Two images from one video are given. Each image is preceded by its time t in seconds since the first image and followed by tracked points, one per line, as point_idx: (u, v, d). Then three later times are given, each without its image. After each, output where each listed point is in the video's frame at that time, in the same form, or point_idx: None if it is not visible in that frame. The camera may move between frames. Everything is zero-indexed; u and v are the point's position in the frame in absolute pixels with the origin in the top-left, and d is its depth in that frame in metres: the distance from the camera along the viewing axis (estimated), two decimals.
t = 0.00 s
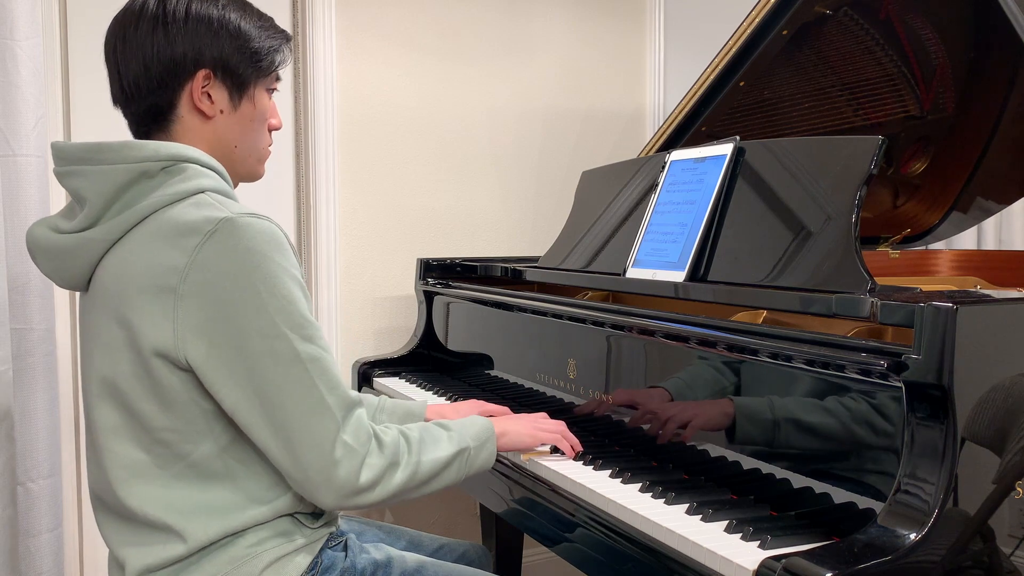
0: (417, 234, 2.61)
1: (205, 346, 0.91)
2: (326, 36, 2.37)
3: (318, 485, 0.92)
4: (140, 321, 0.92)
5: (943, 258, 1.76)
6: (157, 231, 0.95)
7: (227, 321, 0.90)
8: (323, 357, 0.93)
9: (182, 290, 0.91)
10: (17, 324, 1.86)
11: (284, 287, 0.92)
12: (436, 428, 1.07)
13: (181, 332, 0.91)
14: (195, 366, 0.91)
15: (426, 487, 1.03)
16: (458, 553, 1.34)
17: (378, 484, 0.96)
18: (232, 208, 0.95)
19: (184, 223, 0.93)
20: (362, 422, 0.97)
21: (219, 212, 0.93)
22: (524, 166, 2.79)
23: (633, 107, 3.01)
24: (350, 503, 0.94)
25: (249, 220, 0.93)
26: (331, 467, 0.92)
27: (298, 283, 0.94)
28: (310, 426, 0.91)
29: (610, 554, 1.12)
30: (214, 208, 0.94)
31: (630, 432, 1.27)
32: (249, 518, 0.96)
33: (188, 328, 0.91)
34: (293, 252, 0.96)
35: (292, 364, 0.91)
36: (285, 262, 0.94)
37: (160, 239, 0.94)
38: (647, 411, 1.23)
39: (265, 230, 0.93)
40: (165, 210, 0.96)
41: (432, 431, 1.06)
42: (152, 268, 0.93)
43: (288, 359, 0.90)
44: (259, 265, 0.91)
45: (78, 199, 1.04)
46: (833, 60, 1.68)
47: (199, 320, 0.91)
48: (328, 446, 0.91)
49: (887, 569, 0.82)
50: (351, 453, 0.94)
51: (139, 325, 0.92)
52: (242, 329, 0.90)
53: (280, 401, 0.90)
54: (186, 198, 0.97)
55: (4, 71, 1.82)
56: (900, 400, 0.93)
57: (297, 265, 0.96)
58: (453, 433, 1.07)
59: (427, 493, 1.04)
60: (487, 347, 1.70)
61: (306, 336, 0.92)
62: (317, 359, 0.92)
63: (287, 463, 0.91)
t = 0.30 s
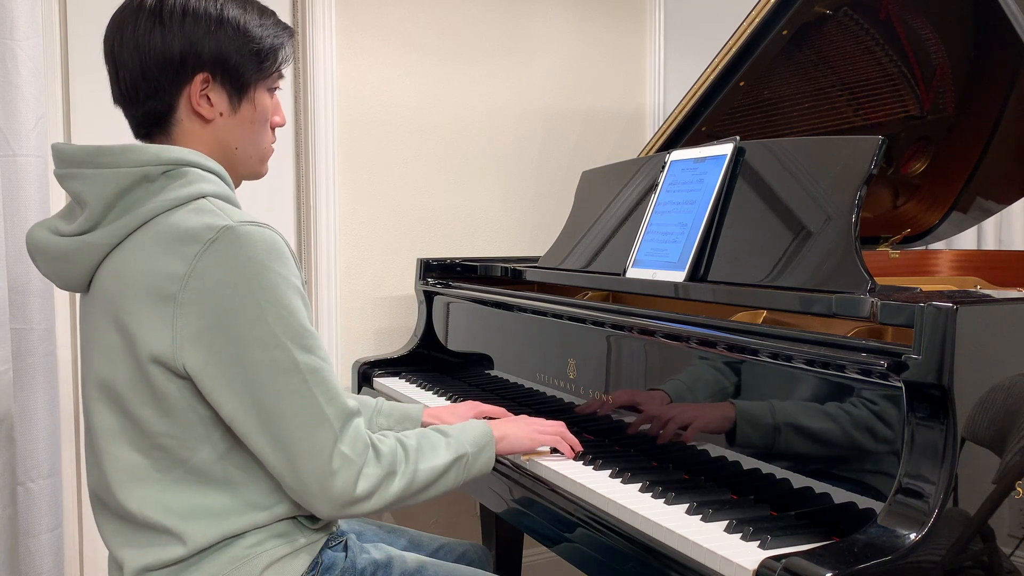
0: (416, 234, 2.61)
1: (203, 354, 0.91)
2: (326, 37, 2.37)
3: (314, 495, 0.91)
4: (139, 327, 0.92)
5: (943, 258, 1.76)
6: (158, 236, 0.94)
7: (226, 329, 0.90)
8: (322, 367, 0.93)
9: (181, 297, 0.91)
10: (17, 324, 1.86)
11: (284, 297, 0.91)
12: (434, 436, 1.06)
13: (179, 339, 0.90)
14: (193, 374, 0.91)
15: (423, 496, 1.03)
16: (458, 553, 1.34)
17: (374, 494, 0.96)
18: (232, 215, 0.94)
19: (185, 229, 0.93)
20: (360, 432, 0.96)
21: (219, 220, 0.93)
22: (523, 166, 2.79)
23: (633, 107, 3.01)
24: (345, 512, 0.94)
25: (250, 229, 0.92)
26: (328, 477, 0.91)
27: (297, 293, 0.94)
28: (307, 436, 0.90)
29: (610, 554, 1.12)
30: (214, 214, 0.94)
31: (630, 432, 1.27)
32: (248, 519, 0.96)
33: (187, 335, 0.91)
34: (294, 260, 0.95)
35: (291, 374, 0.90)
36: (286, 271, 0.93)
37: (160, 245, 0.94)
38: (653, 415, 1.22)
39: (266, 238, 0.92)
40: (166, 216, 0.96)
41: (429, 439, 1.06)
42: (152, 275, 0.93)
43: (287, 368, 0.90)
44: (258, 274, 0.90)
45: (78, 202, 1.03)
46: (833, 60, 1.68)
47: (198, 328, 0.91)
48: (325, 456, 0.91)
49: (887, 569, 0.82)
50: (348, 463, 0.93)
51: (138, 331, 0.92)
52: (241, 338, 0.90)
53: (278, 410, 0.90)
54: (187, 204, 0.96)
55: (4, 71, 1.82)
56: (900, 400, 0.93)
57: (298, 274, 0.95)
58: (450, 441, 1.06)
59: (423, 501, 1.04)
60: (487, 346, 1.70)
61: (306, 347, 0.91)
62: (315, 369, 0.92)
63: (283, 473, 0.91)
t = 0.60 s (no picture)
0: (416, 235, 2.61)
1: (201, 363, 0.90)
2: (326, 37, 2.37)
3: (303, 511, 0.89)
4: (138, 333, 0.91)
5: (943, 258, 1.76)
6: (161, 242, 0.93)
7: (225, 341, 0.89)
8: (321, 384, 0.91)
9: (181, 306, 0.90)
10: (17, 324, 1.86)
11: (286, 312, 0.89)
12: (427, 452, 1.04)
13: (177, 347, 0.89)
14: (190, 383, 0.90)
15: (414, 513, 1.00)
16: (458, 553, 1.34)
17: (364, 513, 0.93)
18: (238, 225, 0.93)
19: (189, 237, 0.92)
20: (353, 450, 0.93)
21: (224, 229, 0.92)
22: (523, 167, 2.79)
23: (633, 107, 3.01)
24: (334, 529, 0.92)
25: (255, 240, 0.91)
26: (319, 493, 0.89)
27: (300, 308, 0.92)
28: (301, 452, 0.89)
29: (610, 554, 1.12)
30: (220, 223, 0.93)
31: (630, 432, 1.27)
32: (248, 519, 0.96)
33: (185, 344, 0.90)
34: (299, 274, 0.94)
35: (289, 389, 0.89)
36: (289, 284, 0.91)
37: (163, 251, 0.93)
38: (663, 418, 1.20)
39: (271, 251, 0.91)
40: (170, 221, 0.95)
41: (422, 456, 1.03)
42: (153, 281, 0.92)
43: (285, 383, 0.89)
44: (260, 288, 0.89)
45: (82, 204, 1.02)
46: (833, 60, 1.68)
47: (196, 338, 0.90)
48: (318, 472, 0.89)
49: (887, 569, 0.82)
50: (339, 480, 0.91)
51: (137, 337, 0.91)
52: (240, 349, 0.89)
53: (273, 425, 0.89)
54: (192, 211, 0.95)
55: (4, 71, 1.82)
56: (900, 400, 0.93)
57: (302, 288, 0.94)
58: (443, 457, 1.04)
59: (414, 518, 1.01)
60: (487, 346, 1.70)
61: (305, 363, 0.90)
62: (314, 385, 0.90)
63: (275, 487, 0.90)
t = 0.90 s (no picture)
0: (416, 235, 2.61)
1: (202, 368, 0.89)
2: (326, 37, 2.37)
3: (298, 520, 0.89)
4: (141, 337, 0.91)
5: (943, 258, 1.76)
6: (166, 246, 0.93)
7: (226, 347, 0.88)
8: (321, 394, 0.90)
9: (185, 310, 0.89)
10: (17, 325, 1.86)
11: (290, 320, 0.89)
12: (424, 457, 1.03)
13: (179, 352, 0.89)
14: (190, 388, 0.89)
15: (410, 520, 1.00)
16: (458, 553, 1.34)
17: (360, 522, 0.92)
18: (246, 230, 0.92)
19: (193, 241, 0.91)
20: (351, 459, 0.92)
21: (231, 235, 0.91)
22: (523, 167, 2.79)
23: (633, 107, 3.01)
24: (328, 539, 0.91)
25: (262, 247, 0.90)
26: (315, 503, 0.88)
27: (304, 317, 0.91)
28: (299, 461, 0.88)
29: (610, 554, 1.12)
30: (227, 228, 0.92)
31: (631, 432, 1.27)
32: (249, 519, 0.96)
33: (187, 349, 0.89)
34: (303, 281, 0.93)
35: (289, 398, 0.88)
36: (294, 291, 0.90)
37: (169, 255, 0.92)
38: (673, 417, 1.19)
39: (277, 257, 0.90)
40: (178, 225, 0.94)
41: (419, 461, 1.02)
42: (157, 285, 0.92)
43: (285, 391, 0.88)
44: (264, 295, 0.88)
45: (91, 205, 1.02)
46: (833, 60, 1.68)
47: (198, 343, 0.89)
48: (315, 482, 0.88)
49: (887, 569, 0.82)
50: (335, 490, 0.90)
51: (140, 341, 0.91)
52: (243, 356, 0.88)
53: (272, 433, 0.88)
54: (200, 214, 0.94)
55: (4, 71, 1.82)
56: (899, 400, 0.93)
57: (306, 295, 0.93)
58: (439, 461, 1.03)
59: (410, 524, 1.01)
60: (487, 346, 1.70)
61: (307, 372, 0.89)
62: (315, 396, 0.89)
63: (271, 495, 0.89)
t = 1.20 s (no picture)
0: (417, 235, 2.61)
1: (207, 369, 0.89)
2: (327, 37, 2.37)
3: (300, 524, 0.88)
4: (148, 337, 0.91)
5: (943, 258, 1.76)
6: (174, 245, 0.93)
7: (232, 348, 0.88)
8: (327, 396, 0.90)
9: (192, 310, 0.89)
10: (17, 325, 1.86)
11: (297, 322, 0.89)
12: (426, 456, 1.02)
13: (185, 353, 0.89)
14: (196, 389, 0.89)
15: (412, 521, 0.99)
16: (459, 553, 1.34)
17: (363, 525, 0.92)
18: (254, 230, 0.92)
19: (202, 241, 0.91)
20: (355, 461, 0.92)
21: (239, 234, 0.91)
22: (523, 167, 2.79)
23: (633, 107, 3.01)
24: (331, 541, 0.91)
25: (271, 247, 0.90)
26: (318, 506, 0.88)
27: (311, 318, 0.91)
28: (303, 464, 0.88)
29: (610, 555, 1.12)
30: (235, 228, 0.92)
31: (631, 432, 1.27)
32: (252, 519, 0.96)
33: (193, 350, 0.89)
34: (311, 284, 0.93)
35: (296, 400, 0.88)
36: (302, 294, 0.90)
37: (176, 255, 0.92)
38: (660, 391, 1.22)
39: (286, 258, 0.90)
40: (187, 225, 0.94)
41: (421, 461, 1.01)
42: (165, 285, 0.91)
43: (290, 392, 0.88)
44: (271, 297, 0.88)
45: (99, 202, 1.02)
46: (833, 60, 1.68)
47: (203, 344, 0.89)
48: (318, 485, 0.88)
49: (887, 569, 0.83)
50: (338, 492, 0.90)
51: (147, 342, 0.91)
52: (250, 357, 0.88)
53: (277, 434, 0.88)
54: (208, 213, 0.94)
55: (4, 71, 1.82)
56: (899, 400, 0.93)
57: (313, 297, 0.93)
58: (442, 460, 1.02)
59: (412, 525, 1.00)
60: (487, 346, 1.70)
61: (313, 374, 0.89)
62: (321, 398, 0.89)
63: (274, 496, 0.89)
